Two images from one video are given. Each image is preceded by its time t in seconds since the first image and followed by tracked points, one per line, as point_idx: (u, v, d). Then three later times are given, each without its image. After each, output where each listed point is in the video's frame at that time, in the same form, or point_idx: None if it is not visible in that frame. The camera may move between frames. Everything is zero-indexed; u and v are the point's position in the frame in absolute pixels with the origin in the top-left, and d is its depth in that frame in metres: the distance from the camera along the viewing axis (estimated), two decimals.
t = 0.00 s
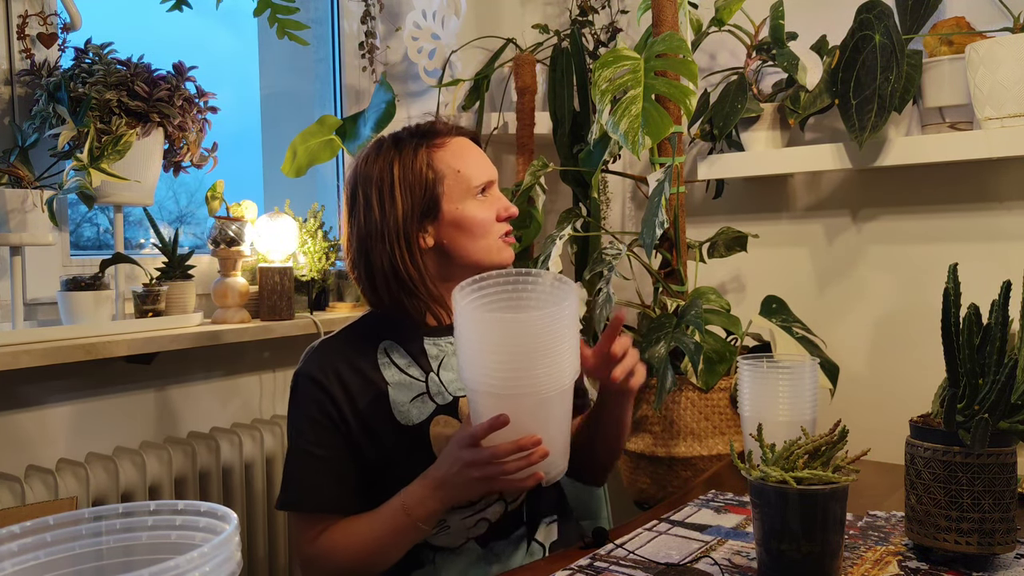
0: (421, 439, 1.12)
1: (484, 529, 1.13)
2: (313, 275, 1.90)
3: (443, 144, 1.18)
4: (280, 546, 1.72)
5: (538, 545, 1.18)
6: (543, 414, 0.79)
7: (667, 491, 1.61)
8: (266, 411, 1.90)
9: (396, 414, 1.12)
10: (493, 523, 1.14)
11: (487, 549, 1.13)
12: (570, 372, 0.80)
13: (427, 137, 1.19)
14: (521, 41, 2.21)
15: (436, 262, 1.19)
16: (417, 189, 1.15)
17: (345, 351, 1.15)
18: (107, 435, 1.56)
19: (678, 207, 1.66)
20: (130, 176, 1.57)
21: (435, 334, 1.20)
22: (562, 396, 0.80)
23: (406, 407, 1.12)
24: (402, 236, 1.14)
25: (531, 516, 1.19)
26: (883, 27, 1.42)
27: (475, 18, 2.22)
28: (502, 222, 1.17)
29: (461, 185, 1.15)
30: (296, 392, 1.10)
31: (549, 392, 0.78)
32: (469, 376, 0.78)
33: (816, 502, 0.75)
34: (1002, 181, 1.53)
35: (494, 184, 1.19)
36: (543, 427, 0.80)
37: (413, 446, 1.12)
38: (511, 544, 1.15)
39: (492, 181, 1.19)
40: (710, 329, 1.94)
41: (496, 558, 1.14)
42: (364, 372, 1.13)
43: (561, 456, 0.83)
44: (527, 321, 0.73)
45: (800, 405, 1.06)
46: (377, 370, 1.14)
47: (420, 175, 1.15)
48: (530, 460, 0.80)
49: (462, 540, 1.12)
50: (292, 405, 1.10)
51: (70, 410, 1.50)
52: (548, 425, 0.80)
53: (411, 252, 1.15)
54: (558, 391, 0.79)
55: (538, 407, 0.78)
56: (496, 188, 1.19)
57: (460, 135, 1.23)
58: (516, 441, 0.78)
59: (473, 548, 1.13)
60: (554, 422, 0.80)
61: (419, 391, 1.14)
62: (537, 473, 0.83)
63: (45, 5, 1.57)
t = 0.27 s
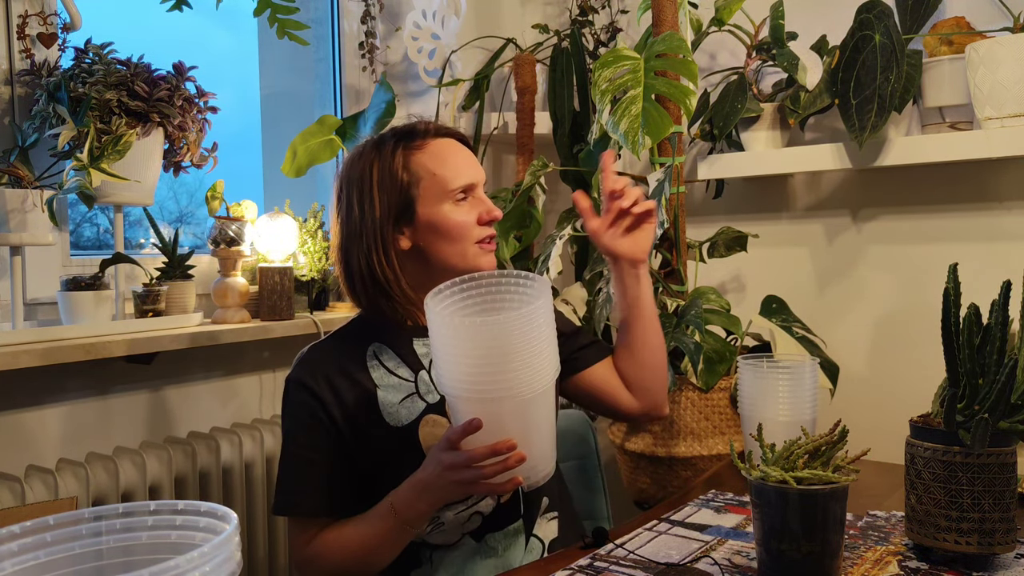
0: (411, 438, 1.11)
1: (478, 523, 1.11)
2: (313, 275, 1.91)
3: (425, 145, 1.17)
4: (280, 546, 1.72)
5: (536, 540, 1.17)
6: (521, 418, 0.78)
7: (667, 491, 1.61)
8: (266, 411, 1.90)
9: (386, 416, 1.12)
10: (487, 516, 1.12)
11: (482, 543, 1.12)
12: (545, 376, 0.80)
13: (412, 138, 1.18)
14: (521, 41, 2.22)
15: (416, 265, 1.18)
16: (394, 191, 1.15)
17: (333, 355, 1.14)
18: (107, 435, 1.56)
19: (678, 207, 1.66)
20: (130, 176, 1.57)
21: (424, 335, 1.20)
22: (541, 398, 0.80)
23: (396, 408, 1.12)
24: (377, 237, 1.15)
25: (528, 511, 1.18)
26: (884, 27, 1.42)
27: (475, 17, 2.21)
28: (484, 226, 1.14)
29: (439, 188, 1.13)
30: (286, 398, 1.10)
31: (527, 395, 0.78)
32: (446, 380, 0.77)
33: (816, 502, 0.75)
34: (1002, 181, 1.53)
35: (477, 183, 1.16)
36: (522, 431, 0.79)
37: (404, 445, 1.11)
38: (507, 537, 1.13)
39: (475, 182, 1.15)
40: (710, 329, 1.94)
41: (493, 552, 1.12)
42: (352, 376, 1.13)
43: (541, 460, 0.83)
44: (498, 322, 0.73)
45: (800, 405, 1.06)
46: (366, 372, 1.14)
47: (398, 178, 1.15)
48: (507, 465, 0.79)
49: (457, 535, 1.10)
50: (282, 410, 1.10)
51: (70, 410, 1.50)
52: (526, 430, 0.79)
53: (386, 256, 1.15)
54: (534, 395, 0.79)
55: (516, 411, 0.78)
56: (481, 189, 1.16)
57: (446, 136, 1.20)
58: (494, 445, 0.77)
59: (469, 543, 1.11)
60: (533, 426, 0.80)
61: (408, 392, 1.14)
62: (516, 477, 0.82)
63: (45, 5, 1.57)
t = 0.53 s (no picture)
0: (405, 441, 1.10)
1: (476, 527, 1.11)
2: (313, 275, 1.91)
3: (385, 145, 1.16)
4: (280, 546, 1.72)
5: (536, 544, 1.17)
6: (513, 418, 0.78)
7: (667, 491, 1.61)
8: (266, 411, 1.90)
9: (379, 418, 1.11)
10: (484, 520, 1.12)
11: (480, 547, 1.12)
12: (537, 376, 0.81)
13: (381, 138, 1.19)
14: (521, 41, 2.22)
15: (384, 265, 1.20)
16: (359, 188, 1.18)
17: (328, 356, 1.15)
18: (108, 435, 1.56)
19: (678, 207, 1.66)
20: (130, 176, 1.57)
21: (418, 336, 1.19)
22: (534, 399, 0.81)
23: (389, 410, 1.12)
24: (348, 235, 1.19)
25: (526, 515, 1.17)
26: (884, 27, 1.42)
27: (475, 17, 2.21)
28: (423, 226, 1.09)
29: (381, 188, 1.12)
30: (282, 401, 1.11)
31: (519, 395, 0.78)
32: (439, 379, 0.77)
33: (816, 502, 0.75)
34: (1002, 181, 1.53)
35: (429, 184, 1.11)
36: (515, 431, 0.79)
37: (399, 448, 1.10)
38: (506, 541, 1.13)
39: (425, 181, 1.10)
40: (710, 329, 1.94)
41: (492, 556, 1.12)
42: (348, 377, 1.13)
43: (534, 462, 0.82)
44: (489, 320, 0.74)
45: (800, 405, 1.06)
46: (360, 375, 1.14)
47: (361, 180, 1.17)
48: (497, 465, 0.79)
49: (455, 538, 1.11)
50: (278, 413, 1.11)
51: (70, 410, 1.50)
52: (519, 431, 0.79)
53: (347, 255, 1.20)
54: (527, 395, 0.79)
55: (509, 411, 0.78)
56: (432, 188, 1.11)
57: (413, 134, 1.18)
58: (484, 445, 0.77)
59: (467, 546, 1.11)
60: (526, 427, 0.80)
61: (402, 394, 1.13)
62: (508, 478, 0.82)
63: (45, 5, 1.57)
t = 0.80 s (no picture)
0: (407, 441, 1.11)
1: (477, 529, 1.11)
2: (313, 275, 1.91)
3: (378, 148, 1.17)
4: (280, 546, 1.72)
5: (537, 547, 1.18)
6: (522, 420, 0.78)
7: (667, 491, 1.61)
8: (266, 411, 1.90)
9: (382, 418, 1.11)
10: (485, 522, 1.12)
11: (482, 548, 1.12)
12: (549, 381, 0.80)
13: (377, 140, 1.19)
14: (521, 41, 2.22)
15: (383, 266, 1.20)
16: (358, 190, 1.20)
17: (331, 355, 1.15)
18: (108, 435, 1.56)
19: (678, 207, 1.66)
20: (130, 176, 1.57)
21: (421, 335, 1.19)
22: (548, 402, 0.81)
23: (391, 410, 1.12)
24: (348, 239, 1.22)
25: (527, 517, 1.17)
26: (884, 27, 1.42)
27: (475, 17, 2.21)
28: (406, 230, 1.08)
29: (370, 192, 1.12)
30: (285, 398, 1.12)
31: (529, 398, 0.78)
32: (449, 378, 0.77)
33: (816, 502, 0.75)
34: (1002, 181, 1.53)
35: (415, 188, 1.10)
36: (522, 434, 0.78)
37: (400, 449, 1.11)
38: (507, 544, 1.13)
39: (410, 185, 1.10)
40: (710, 329, 1.94)
41: (493, 558, 1.12)
42: (350, 376, 1.13)
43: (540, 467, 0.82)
44: (503, 319, 0.74)
45: (800, 405, 1.06)
46: (364, 374, 1.14)
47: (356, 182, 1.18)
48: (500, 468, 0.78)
49: (456, 540, 1.11)
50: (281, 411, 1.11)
51: (70, 410, 1.50)
52: (527, 433, 0.79)
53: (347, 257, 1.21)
54: (537, 400, 0.79)
55: (518, 413, 0.77)
56: (418, 191, 1.10)
57: (407, 136, 1.17)
58: (488, 445, 0.77)
59: (468, 548, 1.11)
60: (534, 431, 0.80)
61: (404, 394, 1.13)
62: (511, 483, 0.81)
63: (45, 5, 1.57)
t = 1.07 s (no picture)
0: (409, 443, 1.11)
1: (477, 531, 1.11)
2: (313, 275, 1.91)
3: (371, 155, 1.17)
4: (280, 546, 1.72)
5: (538, 552, 1.16)
6: (527, 428, 0.78)
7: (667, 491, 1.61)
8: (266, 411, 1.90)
9: (385, 418, 1.11)
10: (485, 525, 1.12)
11: (484, 552, 1.12)
12: (557, 390, 0.80)
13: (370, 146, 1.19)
14: (521, 41, 2.22)
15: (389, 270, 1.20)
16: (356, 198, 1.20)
17: (335, 353, 1.16)
18: (108, 435, 1.56)
19: (678, 207, 1.66)
20: (130, 176, 1.57)
21: (427, 336, 1.19)
22: (551, 410, 0.80)
23: (395, 410, 1.12)
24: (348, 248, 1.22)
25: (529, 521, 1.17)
26: (884, 28, 1.42)
27: (475, 17, 2.21)
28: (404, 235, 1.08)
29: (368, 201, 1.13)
30: (289, 395, 1.12)
31: (536, 408, 0.78)
32: (457, 383, 0.78)
33: (816, 502, 0.75)
34: (1002, 181, 1.53)
35: (407, 191, 1.10)
36: (527, 442, 0.79)
37: (402, 449, 1.11)
38: (508, 548, 1.13)
39: (403, 188, 1.10)
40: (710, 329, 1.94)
41: (494, 563, 1.11)
42: (353, 375, 1.13)
43: (542, 476, 0.82)
44: (513, 329, 0.73)
45: (800, 405, 1.06)
46: (368, 374, 1.14)
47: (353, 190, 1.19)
48: (502, 476, 0.79)
49: (457, 542, 1.11)
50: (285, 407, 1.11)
51: (70, 410, 1.50)
52: (531, 442, 0.79)
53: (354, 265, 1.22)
54: (544, 409, 0.79)
55: (523, 422, 0.77)
56: (412, 195, 1.10)
57: (396, 140, 1.16)
58: (491, 454, 0.77)
59: (468, 551, 1.11)
60: (539, 440, 0.80)
61: (408, 394, 1.13)
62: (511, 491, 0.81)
63: (45, 5, 1.57)
